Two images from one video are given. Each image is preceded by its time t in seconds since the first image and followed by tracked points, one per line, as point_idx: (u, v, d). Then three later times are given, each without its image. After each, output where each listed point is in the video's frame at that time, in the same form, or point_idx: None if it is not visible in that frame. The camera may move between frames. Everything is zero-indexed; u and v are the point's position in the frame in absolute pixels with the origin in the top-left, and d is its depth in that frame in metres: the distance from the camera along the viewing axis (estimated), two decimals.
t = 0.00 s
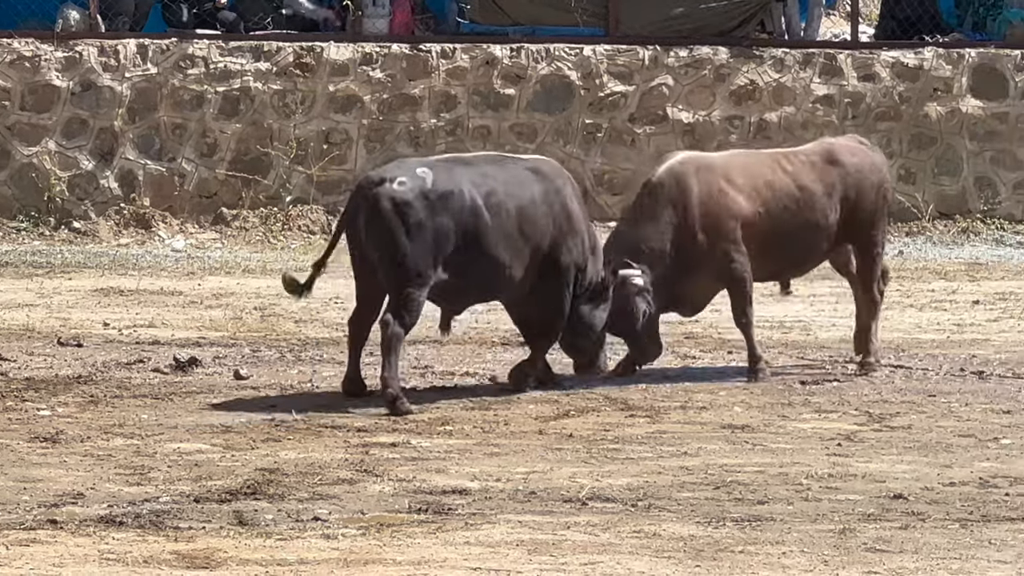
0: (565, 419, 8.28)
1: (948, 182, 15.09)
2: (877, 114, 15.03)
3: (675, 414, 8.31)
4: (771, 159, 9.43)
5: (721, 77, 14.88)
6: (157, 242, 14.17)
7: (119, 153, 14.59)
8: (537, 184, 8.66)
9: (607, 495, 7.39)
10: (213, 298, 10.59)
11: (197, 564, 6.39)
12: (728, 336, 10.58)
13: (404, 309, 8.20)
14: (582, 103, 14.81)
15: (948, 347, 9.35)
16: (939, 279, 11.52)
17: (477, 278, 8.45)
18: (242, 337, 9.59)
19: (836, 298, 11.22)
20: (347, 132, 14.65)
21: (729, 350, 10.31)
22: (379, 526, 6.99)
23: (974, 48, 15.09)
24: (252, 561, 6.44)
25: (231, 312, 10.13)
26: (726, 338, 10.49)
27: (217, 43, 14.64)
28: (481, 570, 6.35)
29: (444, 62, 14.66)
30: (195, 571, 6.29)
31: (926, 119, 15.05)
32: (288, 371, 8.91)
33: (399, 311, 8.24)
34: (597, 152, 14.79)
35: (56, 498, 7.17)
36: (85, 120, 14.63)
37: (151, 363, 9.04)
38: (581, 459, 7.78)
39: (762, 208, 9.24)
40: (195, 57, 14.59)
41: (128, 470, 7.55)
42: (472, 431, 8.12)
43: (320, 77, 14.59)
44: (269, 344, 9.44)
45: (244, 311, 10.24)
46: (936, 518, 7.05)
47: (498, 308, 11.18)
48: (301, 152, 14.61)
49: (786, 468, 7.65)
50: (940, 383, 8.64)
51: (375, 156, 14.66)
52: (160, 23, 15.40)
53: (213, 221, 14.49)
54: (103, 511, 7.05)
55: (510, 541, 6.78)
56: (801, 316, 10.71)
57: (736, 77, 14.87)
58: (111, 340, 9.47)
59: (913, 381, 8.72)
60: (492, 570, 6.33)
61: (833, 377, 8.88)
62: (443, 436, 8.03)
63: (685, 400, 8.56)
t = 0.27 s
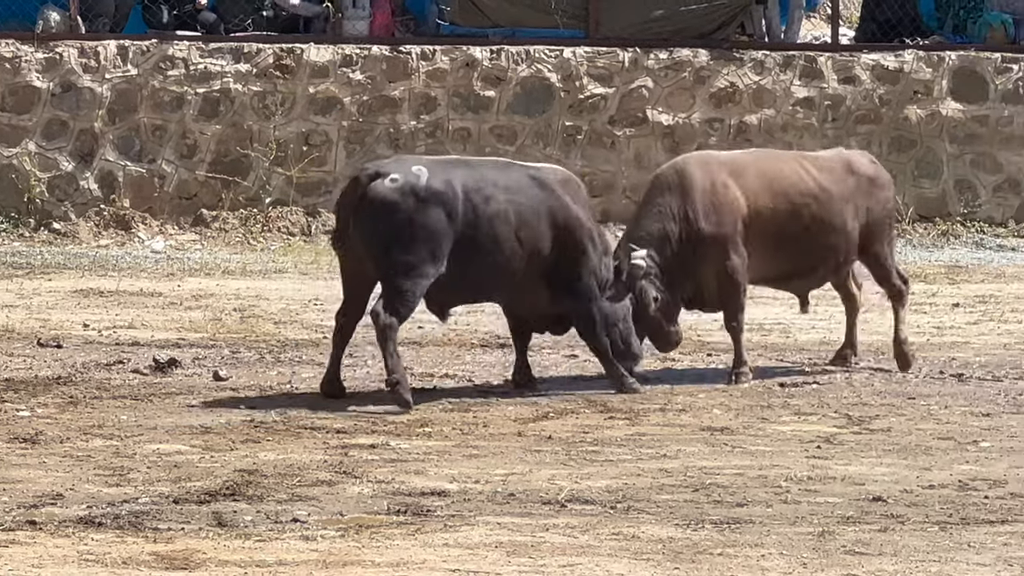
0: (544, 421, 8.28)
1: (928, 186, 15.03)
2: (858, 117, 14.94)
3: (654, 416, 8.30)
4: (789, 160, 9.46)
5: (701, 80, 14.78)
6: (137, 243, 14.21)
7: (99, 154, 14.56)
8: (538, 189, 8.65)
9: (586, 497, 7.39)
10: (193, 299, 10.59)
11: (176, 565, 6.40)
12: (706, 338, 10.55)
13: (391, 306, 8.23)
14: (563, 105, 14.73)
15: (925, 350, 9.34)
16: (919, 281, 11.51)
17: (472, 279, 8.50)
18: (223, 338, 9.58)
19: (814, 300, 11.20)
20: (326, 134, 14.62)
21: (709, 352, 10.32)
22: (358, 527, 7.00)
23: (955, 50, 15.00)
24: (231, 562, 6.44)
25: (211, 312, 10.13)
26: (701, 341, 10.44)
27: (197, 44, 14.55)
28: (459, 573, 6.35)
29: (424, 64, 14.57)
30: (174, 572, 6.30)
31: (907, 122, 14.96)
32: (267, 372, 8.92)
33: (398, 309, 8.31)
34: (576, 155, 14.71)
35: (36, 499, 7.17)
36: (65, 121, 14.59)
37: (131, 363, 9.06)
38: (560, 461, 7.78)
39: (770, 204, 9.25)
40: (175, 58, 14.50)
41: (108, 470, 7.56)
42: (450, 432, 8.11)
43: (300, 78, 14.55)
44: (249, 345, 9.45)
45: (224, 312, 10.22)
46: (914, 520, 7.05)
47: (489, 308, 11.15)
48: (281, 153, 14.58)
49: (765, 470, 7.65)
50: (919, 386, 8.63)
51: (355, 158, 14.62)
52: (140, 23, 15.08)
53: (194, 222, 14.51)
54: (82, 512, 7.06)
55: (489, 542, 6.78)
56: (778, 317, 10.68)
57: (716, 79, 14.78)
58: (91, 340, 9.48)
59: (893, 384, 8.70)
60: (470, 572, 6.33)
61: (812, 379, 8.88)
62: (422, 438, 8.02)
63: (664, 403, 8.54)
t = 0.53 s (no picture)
0: (517, 423, 8.27)
1: (902, 188, 15.01)
2: (832, 119, 14.91)
3: (627, 418, 8.29)
4: (788, 158, 9.53)
5: (675, 82, 14.78)
6: (111, 243, 14.14)
7: (73, 154, 14.50)
8: (545, 192, 8.67)
9: (560, 499, 7.38)
10: (167, 300, 10.61)
11: (150, 566, 6.40)
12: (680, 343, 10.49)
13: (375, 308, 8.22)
14: (537, 107, 14.71)
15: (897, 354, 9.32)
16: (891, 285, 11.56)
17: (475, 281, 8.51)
18: (197, 338, 9.56)
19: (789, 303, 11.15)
20: (301, 135, 14.58)
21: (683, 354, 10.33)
22: (332, 529, 6.99)
23: (929, 54, 15.05)
24: (204, 564, 6.44)
25: (186, 314, 10.12)
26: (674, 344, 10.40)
27: (171, 45, 14.53)
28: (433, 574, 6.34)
29: (399, 66, 14.56)
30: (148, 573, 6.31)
31: (881, 124, 14.92)
32: (241, 374, 8.89)
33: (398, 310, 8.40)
34: (550, 156, 14.67)
35: (9, 499, 7.18)
36: (39, 122, 14.52)
37: (105, 364, 9.06)
38: (533, 463, 7.77)
39: (769, 202, 9.32)
40: (150, 59, 14.47)
41: (82, 471, 7.56)
42: (424, 434, 8.09)
43: (274, 79, 14.53)
44: (223, 347, 9.43)
45: (198, 313, 10.20)
46: (888, 523, 7.04)
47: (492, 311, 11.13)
48: (255, 154, 14.55)
49: (738, 473, 7.64)
50: (892, 389, 8.61)
51: (330, 160, 14.59)
52: (115, 24, 15.14)
53: (167, 223, 14.45)
54: (56, 513, 7.06)
55: (462, 544, 6.78)
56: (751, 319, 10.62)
57: (691, 81, 14.77)
58: (65, 341, 9.49)
59: (867, 387, 8.67)
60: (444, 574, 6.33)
61: (786, 382, 8.85)
62: (395, 439, 8.02)
63: (639, 405, 8.52)
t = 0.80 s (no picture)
0: (487, 426, 8.26)
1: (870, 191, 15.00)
2: (802, 122, 14.95)
3: (597, 421, 8.30)
4: (783, 166, 9.43)
5: (646, 84, 14.84)
6: (82, 246, 14.14)
7: (43, 156, 14.53)
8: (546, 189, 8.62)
9: (530, 501, 7.37)
10: (136, 301, 10.61)
11: (119, 568, 6.39)
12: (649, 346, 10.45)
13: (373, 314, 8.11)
14: (507, 109, 14.76)
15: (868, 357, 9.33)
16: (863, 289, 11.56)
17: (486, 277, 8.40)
18: (166, 341, 9.54)
19: (759, 305, 11.10)
20: (271, 137, 14.64)
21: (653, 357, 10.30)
22: (301, 531, 6.97)
23: (898, 56, 15.09)
24: (173, 565, 6.43)
25: (155, 315, 10.11)
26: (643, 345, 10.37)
27: (141, 47, 14.61)
28: None
29: (369, 67, 14.65)
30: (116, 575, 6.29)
31: (851, 127, 14.95)
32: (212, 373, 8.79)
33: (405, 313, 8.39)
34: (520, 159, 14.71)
35: None
36: (9, 123, 14.52)
37: (75, 366, 9.05)
38: (503, 466, 7.77)
39: (769, 217, 9.24)
40: (120, 61, 14.56)
41: (51, 473, 7.55)
42: (394, 436, 8.08)
43: (244, 81, 14.59)
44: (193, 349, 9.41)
45: (168, 315, 10.18)
46: (858, 526, 7.04)
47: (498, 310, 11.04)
48: (226, 156, 14.60)
49: (708, 475, 7.64)
50: (863, 392, 8.62)
51: (299, 162, 14.65)
52: (85, 27, 15.56)
53: (138, 225, 14.48)
54: (25, 515, 7.04)
55: (431, 546, 6.76)
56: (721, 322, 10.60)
57: (660, 83, 14.83)
58: (35, 343, 9.48)
59: (836, 390, 8.68)
60: None
61: (755, 385, 8.85)
62: (365, 441, 8.00)
63: (608, 407, 8.52)
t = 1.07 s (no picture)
0: (456, 429, 8.22)
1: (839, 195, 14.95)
2: (771, 126, 14.94)
3: (566, 424, 8.28)
4: (754, 174, 9.44)
5: (615, 87, 14.81)
6: (51, 248, 13.99)
7: (13, 159, 14.42)
8: (538, 199, 8.47)
9: (498, 504, 7.35)
10: (106, 304, 10.58)
11: (88, 570, 6.36)
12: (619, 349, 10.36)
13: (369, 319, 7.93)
14: (476, 112, 14.74)
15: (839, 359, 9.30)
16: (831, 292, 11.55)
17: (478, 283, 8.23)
18: (135, 343, 9.48)
19: (726, 308, 11.03)
20: (240, 140, 14.58)
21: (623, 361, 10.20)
22: (270, 534, 6.93)
23: (867, 60, 15.11)
24: (142, 568, 6.40)
25: (125, 318, 10.06)
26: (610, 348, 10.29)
27: (111, 49, 14.58)
28: None
29: (338, 70, 14.60)
30: None
31: (820, 131, 14.95)
32: (180, 378, 8.83)
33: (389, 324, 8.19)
34: (489, 162, 14.70)
35: None
36: None
37: (43, 369, 9.01)
38: (472, 469, 7.74)
39: (743, 225, 9.25)
40: (90, 63, 14.54)
41: (20, 476, 7.51)
42: (363, 439, 8.03)
43: (214, 84, 14.55)
44: (162, 351, 9.39)
45: (136, 318, 10.12)
46: (826, 529, 7.01)
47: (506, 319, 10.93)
48: (195, 159, 14.52)
49: (677, 479, 7.63)
50: (831, 396, 8.61)
51: (269, 164, 14.57)
52: (54, 28, 15.38)
53: (107, 227, 14.38)
54: None
55: (401, 549, 6.73)
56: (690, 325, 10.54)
57: (630, 87, 14.81)
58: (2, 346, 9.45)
59: (805, 394, 8.67)
60: None
61: (724, 388, 8.82)
62: (334, 444, 7.96)
63: (576, 410, 8.49)
